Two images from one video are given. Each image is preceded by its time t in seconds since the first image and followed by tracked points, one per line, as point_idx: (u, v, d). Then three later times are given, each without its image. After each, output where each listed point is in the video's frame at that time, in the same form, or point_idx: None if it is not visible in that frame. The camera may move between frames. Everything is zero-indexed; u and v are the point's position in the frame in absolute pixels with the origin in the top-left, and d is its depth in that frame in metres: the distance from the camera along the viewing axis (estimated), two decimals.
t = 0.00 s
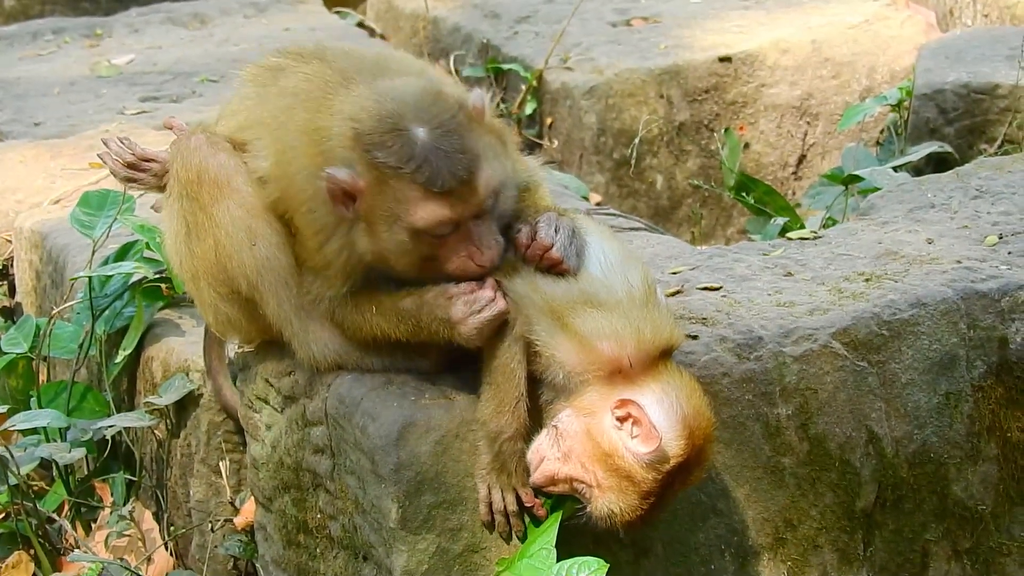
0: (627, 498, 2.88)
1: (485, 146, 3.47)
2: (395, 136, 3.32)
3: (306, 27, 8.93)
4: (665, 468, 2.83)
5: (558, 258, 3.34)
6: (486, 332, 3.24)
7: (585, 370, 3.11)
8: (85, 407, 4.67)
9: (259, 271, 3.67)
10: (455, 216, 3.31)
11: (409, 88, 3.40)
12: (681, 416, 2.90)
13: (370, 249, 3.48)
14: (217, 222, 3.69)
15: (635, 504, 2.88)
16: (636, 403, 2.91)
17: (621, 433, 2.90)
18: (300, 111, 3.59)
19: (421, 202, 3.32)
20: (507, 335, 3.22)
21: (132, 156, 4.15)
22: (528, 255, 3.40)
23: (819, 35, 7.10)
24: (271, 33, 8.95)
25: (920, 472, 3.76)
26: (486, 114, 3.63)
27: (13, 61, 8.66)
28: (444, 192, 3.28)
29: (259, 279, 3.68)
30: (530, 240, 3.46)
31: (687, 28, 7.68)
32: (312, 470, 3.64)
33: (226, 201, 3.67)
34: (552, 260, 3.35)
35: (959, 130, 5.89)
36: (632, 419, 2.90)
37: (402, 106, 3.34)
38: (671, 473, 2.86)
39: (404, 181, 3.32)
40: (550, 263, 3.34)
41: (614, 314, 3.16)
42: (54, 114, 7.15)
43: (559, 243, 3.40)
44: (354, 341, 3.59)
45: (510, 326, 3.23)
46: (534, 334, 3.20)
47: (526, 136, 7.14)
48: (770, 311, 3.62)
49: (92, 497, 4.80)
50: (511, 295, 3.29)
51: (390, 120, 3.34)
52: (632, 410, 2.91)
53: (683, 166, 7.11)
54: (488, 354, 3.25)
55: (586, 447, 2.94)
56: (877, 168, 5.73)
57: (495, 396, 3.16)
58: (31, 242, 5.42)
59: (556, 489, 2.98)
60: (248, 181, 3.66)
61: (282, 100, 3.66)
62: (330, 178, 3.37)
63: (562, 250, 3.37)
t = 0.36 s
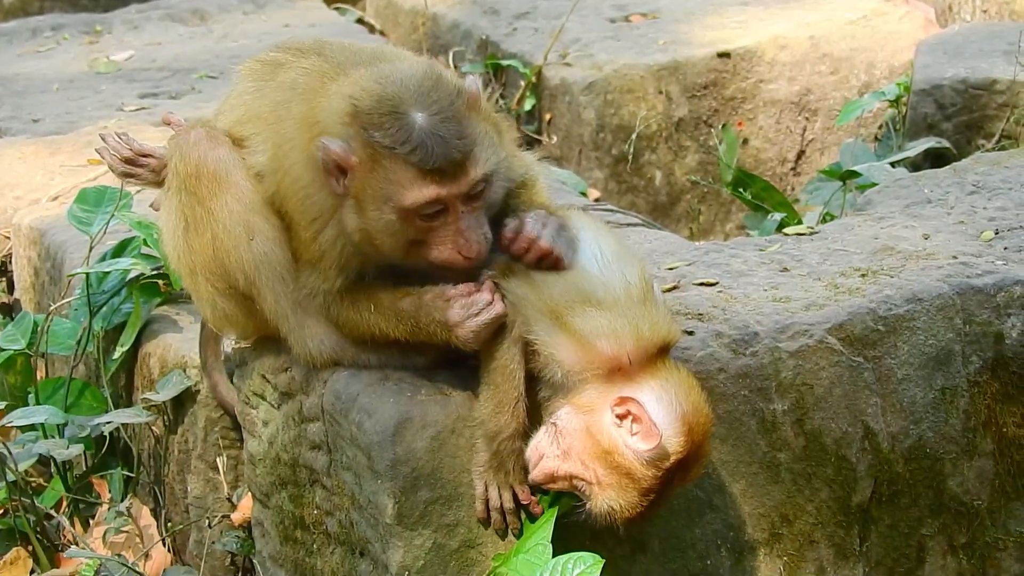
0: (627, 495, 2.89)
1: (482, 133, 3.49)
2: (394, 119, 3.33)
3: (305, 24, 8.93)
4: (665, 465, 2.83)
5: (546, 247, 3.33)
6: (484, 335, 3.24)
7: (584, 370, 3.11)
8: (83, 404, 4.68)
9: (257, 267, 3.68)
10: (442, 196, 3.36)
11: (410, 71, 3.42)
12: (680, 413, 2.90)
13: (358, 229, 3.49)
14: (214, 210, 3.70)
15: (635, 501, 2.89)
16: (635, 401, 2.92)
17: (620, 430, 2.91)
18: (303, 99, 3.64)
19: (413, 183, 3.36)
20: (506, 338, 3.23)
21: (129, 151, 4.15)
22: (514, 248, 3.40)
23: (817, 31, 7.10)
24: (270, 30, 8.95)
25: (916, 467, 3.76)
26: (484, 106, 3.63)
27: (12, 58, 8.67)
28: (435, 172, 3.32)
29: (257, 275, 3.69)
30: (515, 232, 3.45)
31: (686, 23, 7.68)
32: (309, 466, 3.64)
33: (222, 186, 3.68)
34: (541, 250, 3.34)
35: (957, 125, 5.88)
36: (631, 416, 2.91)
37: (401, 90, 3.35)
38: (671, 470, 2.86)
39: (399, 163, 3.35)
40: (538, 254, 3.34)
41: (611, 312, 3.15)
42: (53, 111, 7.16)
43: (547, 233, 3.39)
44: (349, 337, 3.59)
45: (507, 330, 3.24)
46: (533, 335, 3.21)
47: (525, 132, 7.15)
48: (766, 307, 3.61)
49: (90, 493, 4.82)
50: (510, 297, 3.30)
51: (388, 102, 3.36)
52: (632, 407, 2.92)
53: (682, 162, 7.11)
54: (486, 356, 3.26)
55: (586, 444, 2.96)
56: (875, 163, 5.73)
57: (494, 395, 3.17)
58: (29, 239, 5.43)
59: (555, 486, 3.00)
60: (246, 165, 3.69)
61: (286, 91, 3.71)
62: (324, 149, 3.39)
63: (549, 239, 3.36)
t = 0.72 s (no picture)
0: (626, 492, 2.89)
1: (459, 107, 3.48)
2: (371, 94, 3.34)
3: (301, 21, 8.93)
4: (664, 461, 2.83)
5: (540, 251, 3.30)
6: (479, 334, 3.23)
7: (583, 367, 3.11)
8: (80, 401, 4.68)
9: (255, 261, 3.68)
10: (421, 176, 3.33)
11: (388, 48, 3.42)
12: (678, 409, 2.90)
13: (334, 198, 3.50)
14: (201, 191, 3.71)
15: (634, 498, 2.89)
16: (633, 397, 2.90)
17: (619, 427, 2.91)
18: (284, 81, 3.63)
19: (389, 160, 3.33)
20: (502, 337, 3.22)
21: (126, 147, 4.15)
22: (504, 254, 3.34)
23: (813, 26, 7.12)
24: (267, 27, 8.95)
25: (912, 462, 3.76)
26: (460, 72, 3.66)
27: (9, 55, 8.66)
28: (414, 155, 3.30)
29: (256, 269, 3.69)
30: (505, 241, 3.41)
31: (682, 19, 7.67)
32: (305, 464, 3.64)
33: (206, 165, 3.69)
34: (533, 254, 3.30)
35: (953, 120, 5.88)
36: (629, 413, 2.90)
37: (379, 65, 3.37)
38: (669, 467, 2.86)
39: (376, 141, 3.34)
40: (531, 256, 3.29)
41: (609, 309, 3.15)
42: (50, 109, 7.15)
43: (537, 239, 3.37)
44: (346, 332, 3.59)
45: (504, 328, 3.23)
46: (531, 333, 3.21)
47: (522, 128, 7.15)
48: (762, 302, 3.61)
49: (87, 490, 4.81)
50: (508, 295, 3.30)
51: (367, 80, 3.36)
52: (630, 404, 2.91)
53: (678, 158, 7.11)
54: (481, 353, 3.26)
55: (585, 441, 2.96)
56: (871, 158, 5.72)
57: (491, 395, 3.16)
58: (26, 237, 5.43)
59: (554, 483, 3.01)
60: (230, 147, 3.71)
61: (269, 73, 3.70)
62: (296, 121, 3.37)
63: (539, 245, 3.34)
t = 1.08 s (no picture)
0: (624, 493, 2.89)
1: (457, 107, 3.47)
2: (369, 97, 3.33)
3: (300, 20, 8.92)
4: (662, 462, 2.83)
5: (541, 250, 3.30)
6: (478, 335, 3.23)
7: (580, 367, 3.11)
8: (78, 401, 4.67)
9: (252, 262, 3.68)
10: (421, 177, 3.33)
11: (385, 49, 3.41)
12: (677, 410, 2.89)
13: (333, 200, 3.49)
14: (198, 192, 3.72)
15: (632, 499, 2.89)
16: (631, 399, 2.90)
17: (617, 429, 2.91)
18: (280, 82, 3.62)
19: (389, 162, 3.33)
20: (500, 339, 3.21)
21: (123, 149, 4.16)
22: (507, 248, 3.35)
23: (811, 26, 7.10)
24: (265, 26, 8.94)
25: (911, 463, 3.76)
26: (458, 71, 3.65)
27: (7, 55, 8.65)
28: (414, 157, 3.30)
29: (253, 270, 3.69)
30: (510, 236, 3.43)
31: (680, 19, 7.67)
32: (303, 464, 3.64)
33: (203, 167, 3.69)
34: (534, 252, 3.31)
35: (952, 120, 5.88)
36: (628, 414, 2.90)
37: (377, 67, 3.36)
38: (668, 469, 2.86)
39: (375, 144, 3.33)
40: (532, 255, 3.31)
41: (607, 310, 3.15)
42: (48, 108, 7.15)
43: (541, 239, 3.38)
44: (343, 333, 3.59)
45: (502, 330, 3.22)
46: (528, 334, 3.21)
47: (520, 128, 7.15)
48: (760, 303, 3.61)
49: (84, 490, 4.82)
50: (505, 296, 3.30)
51: (365, 82, 3.35)
52: (628, 405, 2.90)
53: (676, 157, 7.11)
54: (479, 354, 3.25)
55: (583, 442, 2.96)
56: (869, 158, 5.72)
57: (489, 397, 3.15)
58: (24, 236, 5.42)
59: (552, 484, 3.01)
60: (226, 148, 3.71)
61: (266, 74, 3.69)
62: (294, 124, 3.36)
63: (545, 245, 3.36)
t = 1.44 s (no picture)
0: (626, 502, 2.90)
1: (458, 112, 3.49)
2: (372, 103, 3.34)
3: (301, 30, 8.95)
4: (665, 471, 2.84)
5: (548, 258, 3.29)
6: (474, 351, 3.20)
7: (584, 378, 3.11)
8: (80, 410, 4.68)
9: (254, 270, 3.69)
10: (426, 182, 3.34)
11: (385, 56, 3.42)
12: (679, 420, 2.90)
13: (337, 207, 3.50)
14: (201, 203, 3.73)
15: (634, 508, 2.90)
16: (633, 408, 2.91)
17: (619, 438, 2.91)
18: (280, 92, 3.64)
19: (394, 167, 3.34)
20: (500, 350, 3.22)
21: (126, 159, 4.17)
22: (514, 254, 3.34)
23: (812, 36, 7.12)
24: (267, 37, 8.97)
25: (912, 472, 3.76)
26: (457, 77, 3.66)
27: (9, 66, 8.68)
28: (419, 161, 3.30)
29: (254, 278, 3.70)
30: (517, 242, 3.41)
31: (681, 29, 7.69)
32: (305, 473, 3.64)
33: (204, 176, 3.72)
34: (541, 260, 3.29)
35: (953, 130, 5.90)
36: (630, 423, 2.90)
37: (379, 73, 3.37)
38: (670, 478, 2.87)
39: (379, 150, 3.35)
40: (538, 263, 3.29)
41: (610, 320, 3.15)
42: (50, 118, 7.17)
43: (550, 247, 3.36)
44: (347, 338, 3.58)
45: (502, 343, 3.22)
46: (531, 346, 3.21)
47: (521, 138, 7.16)
48: (761, 312, 3.62)
49: (87, 499, 4.82)
50: (508, 309, 3.28)
51: (367, 88, 3.36)
52: (630, 414, 2.91)
53: (677, 167, 7.12)
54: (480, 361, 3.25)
55: (585, 451, 2.96)
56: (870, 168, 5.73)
57: (493, 409, 3.15)
58: (26, 246, 5.44)
59: (554, 493, 3.01)
60: (227, 159, 3.73)
61: (265, 85, 3.71)
62: (298, 132, 3.37)
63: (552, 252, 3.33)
